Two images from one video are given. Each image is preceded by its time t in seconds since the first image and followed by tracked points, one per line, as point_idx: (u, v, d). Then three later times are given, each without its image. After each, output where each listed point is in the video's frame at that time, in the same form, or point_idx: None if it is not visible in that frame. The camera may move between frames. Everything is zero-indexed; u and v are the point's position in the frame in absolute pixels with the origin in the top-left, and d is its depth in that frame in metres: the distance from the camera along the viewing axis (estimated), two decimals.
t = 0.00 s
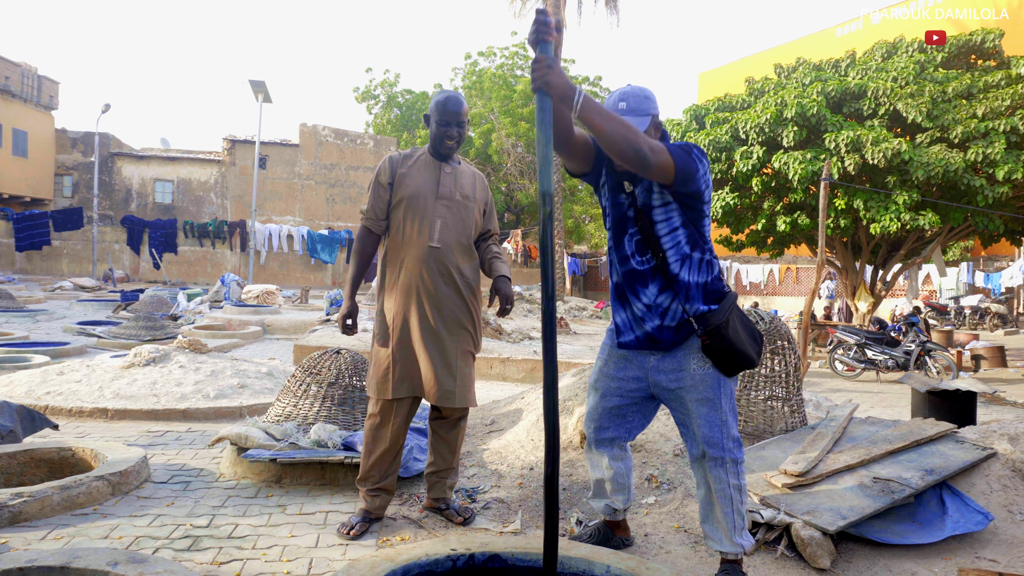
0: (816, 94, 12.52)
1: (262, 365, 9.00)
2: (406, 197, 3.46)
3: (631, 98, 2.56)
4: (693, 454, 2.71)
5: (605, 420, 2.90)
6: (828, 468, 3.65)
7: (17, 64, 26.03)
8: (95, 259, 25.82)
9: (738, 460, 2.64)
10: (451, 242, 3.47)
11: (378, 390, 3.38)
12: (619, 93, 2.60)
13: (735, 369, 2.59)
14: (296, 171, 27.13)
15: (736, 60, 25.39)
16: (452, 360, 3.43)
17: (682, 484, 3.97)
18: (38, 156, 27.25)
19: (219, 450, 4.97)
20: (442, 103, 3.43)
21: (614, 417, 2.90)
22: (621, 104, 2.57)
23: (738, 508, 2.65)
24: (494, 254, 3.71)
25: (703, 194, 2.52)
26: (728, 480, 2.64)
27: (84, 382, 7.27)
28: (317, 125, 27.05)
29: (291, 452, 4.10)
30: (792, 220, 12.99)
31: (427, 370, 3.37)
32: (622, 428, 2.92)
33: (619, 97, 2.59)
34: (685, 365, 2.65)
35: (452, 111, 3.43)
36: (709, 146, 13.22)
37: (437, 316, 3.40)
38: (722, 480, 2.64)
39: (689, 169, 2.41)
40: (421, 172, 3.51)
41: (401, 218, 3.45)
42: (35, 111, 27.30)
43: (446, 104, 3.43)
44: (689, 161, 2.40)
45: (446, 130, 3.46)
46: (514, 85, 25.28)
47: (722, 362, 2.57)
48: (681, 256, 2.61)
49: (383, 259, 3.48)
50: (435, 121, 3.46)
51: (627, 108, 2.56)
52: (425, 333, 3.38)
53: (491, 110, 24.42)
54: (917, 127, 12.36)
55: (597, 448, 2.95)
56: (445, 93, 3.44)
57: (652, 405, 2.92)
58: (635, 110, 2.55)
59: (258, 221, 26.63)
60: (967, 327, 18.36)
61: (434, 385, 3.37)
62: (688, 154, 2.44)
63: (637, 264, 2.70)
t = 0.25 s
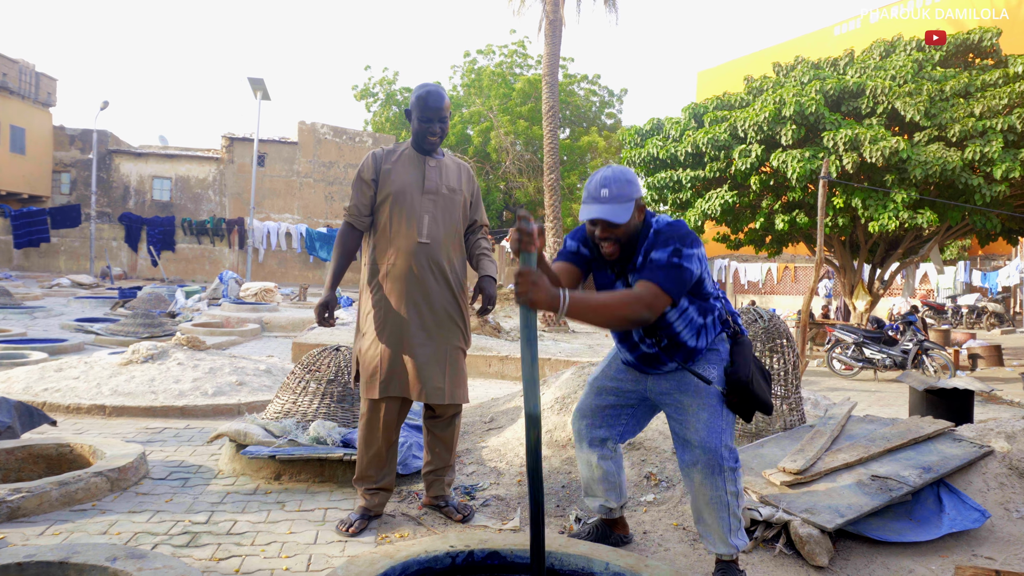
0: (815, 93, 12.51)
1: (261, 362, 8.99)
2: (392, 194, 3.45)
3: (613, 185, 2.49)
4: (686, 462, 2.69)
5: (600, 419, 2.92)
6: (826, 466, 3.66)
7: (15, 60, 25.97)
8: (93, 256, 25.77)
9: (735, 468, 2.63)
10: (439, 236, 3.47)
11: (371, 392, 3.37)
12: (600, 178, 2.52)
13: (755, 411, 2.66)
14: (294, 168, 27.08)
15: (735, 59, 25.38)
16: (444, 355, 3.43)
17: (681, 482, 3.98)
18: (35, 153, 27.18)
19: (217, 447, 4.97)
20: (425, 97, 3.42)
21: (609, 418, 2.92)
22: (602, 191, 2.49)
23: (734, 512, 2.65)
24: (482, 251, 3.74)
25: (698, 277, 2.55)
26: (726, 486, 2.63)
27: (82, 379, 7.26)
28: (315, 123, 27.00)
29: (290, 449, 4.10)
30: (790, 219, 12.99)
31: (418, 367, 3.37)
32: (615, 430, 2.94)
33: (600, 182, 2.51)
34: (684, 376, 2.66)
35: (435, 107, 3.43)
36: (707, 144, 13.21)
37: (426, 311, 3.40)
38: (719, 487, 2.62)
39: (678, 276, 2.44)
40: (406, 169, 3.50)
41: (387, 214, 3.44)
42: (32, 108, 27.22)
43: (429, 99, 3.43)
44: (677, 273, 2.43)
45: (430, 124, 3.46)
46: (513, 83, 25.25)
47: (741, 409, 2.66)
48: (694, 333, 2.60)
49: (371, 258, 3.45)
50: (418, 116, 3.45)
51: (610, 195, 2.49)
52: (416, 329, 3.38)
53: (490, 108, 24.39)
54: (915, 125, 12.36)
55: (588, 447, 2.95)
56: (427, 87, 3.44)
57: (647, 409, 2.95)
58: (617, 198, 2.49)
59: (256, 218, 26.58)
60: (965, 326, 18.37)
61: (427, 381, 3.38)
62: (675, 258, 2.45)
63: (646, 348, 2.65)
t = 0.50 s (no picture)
0: (816, 94, 12.50)
1: (262, 361, 9.00)
2: (382, 196, 3.44)
3: (612, 289, 2.42)
4: (677, 475, 2.67)
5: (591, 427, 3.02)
6: (827, 467, 3.66)
7: (16, 58, 25.98)
8: (94, 254, 25.78)
9: (727, 480, 2.62)
10: (432, 235, 3.48)
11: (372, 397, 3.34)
12: (596, 283, 2.44)
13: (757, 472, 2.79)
14: (296, 167, 27.09)
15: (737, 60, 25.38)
16: (442, 352, 3.45)
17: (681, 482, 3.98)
18: (37, 152, 27.20)
19: (219, 445, 4.97)
20: (409, 96, 3.44)
21: (605, 431, 3.03)
22: (602, 296, 2.42)
23: (729, 519, 2.64)
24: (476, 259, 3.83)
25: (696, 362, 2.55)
26: (719, 497, 2.60)
27: (83, 377, 7.27)
28: (316, 122, 27.01)
29: (291, 448, 4.11)
30: (791, 220, 13.00)
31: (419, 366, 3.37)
32: (607, 439, 3.02)
33: (596, 289, 2.43)
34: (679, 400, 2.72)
35: (420, 106, 3.46)
36: (708, 145, 13.21)
37: (423, 312, 3.41)
38: (713, 498, 2.60)
39: (673, 397, 2.44)
40: (394, 170, 3.49)
41: (378, 216, 3.43)
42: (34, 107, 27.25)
43: (412, 98, 3.45)
44: (668, 399, 2.42)
45: (416, 123, 3.47)
46: (514, 83, 25.26)
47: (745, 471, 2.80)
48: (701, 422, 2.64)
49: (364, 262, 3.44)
50: (404, 116, 3.46)
51: (608, 300, 2.42)
52: (415, 330, 3.38)
53: (491, 108, 24.38)
54: (917, 126, 12.36)
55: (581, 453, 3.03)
56: (410, 87, 3.45)
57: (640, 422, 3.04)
58: (617, 304, 2.41)
59: (257, 217, 26.57)
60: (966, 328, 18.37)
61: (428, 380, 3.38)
62: (666, 380, 2.45)
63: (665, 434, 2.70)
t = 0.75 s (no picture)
0: (820, 90, 12.45)
1: (266, 356, 9.04)
2: (383, 193, 3.45)
3: (637, 266, 2.53)
4: (673, 470, 2.69)
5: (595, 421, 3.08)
6: (829, 459, 3.68)
7: (20, 56, 26.05)
8: (98, 251, 25.86)
9: (725, 476, 2.64)
10: (434, 228, 3.51)
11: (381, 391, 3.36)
12: (624, 258, 2.56)
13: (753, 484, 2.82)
14: (299, 164, 27.15)
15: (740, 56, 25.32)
16: (449, 345, 3.47)
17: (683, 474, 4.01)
18: (41, 149, 27.29)
19: (224, 438, 5.01)
20: (406, 90, 3.45)
21: (609, 427, 3.06)
22: (626, 271, 2.53)
23: (726, 512, 2.65)
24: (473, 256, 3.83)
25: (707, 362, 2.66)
26: (715, 493, 2.62)
27: (89, 372, 7.31)
28: (320, 119, 27.04)
29: (296, 440, 4.15)
30: (794, 216, 13.00)
31: (427, 359, 3.40)
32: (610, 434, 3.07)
33: (624, 263, 2.55)
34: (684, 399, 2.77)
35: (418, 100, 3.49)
36: (711, 141, 13.21)
37: (429, 306, 3.43)
38: (708, 493, 2.61)
39: (682, 388, 2.54)
40: (394, 166, 3.51)
41: (381, 212, 3.44)
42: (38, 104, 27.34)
43: (409, 92, 3.48)
44: (679, 389, 2.53)
45: (413, 118, 3.49)
46: (517, 80, 25.25)
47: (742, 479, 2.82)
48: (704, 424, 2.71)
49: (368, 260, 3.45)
50: (401, 110, 3.48)
51: (632, 275, 2.53)
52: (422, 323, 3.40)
53: (494, 104, 24.34)
54: (921, 122, 12.33)
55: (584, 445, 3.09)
56: (406, 81, 3.47)
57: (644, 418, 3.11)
58: (641, 281, 2.52)
59: (261, 214, 26.62)
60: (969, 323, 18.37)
61: (437, 372, 3.42)
62: (680, 371, 2.54)
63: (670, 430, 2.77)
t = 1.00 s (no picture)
0: (822, 76, 12.38)
1: (269, 343, 9.08)
2: (386, 174, 3.46)
3: (647, 221, 2.55)
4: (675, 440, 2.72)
5: (600, 397, 3.07)
6: (828, 440, 3.70)
7: (20, 45, 25.99)
8: (100, 240, 25.90)
9: (725, 448, 2.66)
10: (437, 210, 3.52)
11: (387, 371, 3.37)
12: (633, 213, 2.58)
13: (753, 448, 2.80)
14: (300, 152, 27.11)
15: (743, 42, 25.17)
16: (453, 327, 3.49)
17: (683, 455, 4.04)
18: (42, 138, 27.28)
19: (228, 422, 5.05)
20: (409, 72, 3.47)
21: (613, 403, 3.07)
22: (636, 225, 2.56)
23: (727, 486, 2.68)
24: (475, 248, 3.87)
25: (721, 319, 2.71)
26: (716, 464, 2.65)
27: (93, 358, 7.36)
28: (321, 107, 26.97)
29: (299, 423, 4.18)
30: (796, 202, 12.99)
31: (432, 340, 3.42)
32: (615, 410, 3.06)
33: (634, 218, 2.57)
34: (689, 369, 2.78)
35: (421, 82, 3.50)
36: (713, 127, 13.17)
37: (433, 287, 3.45)
38: (709, 465, 2.64)
39: (698, 347, 2.58)
40: (398, 147, 3.51)
41: (384, 194, 3.45)
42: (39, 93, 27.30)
43: (412, 74, 3.49)
44: (696, 348, 2.57)
45: (416, 100, 3.51)
46: (519, 67, 25.13)
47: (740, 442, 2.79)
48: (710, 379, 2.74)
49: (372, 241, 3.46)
50: (404, 92, 3.50)
51: (642, 230, 2.55)
52: (426, 305, 3.42)
53: (495, 92, 24.25)
54: (924, 108, 12.26)
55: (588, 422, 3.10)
56: (410, 62, 3.49)
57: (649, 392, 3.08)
58: (649, 236, 2.55)
59: (263, 202, 26.61)
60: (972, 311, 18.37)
61: (441, 353, 3.44)
62: (696, 329, 2.58)
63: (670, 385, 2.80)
